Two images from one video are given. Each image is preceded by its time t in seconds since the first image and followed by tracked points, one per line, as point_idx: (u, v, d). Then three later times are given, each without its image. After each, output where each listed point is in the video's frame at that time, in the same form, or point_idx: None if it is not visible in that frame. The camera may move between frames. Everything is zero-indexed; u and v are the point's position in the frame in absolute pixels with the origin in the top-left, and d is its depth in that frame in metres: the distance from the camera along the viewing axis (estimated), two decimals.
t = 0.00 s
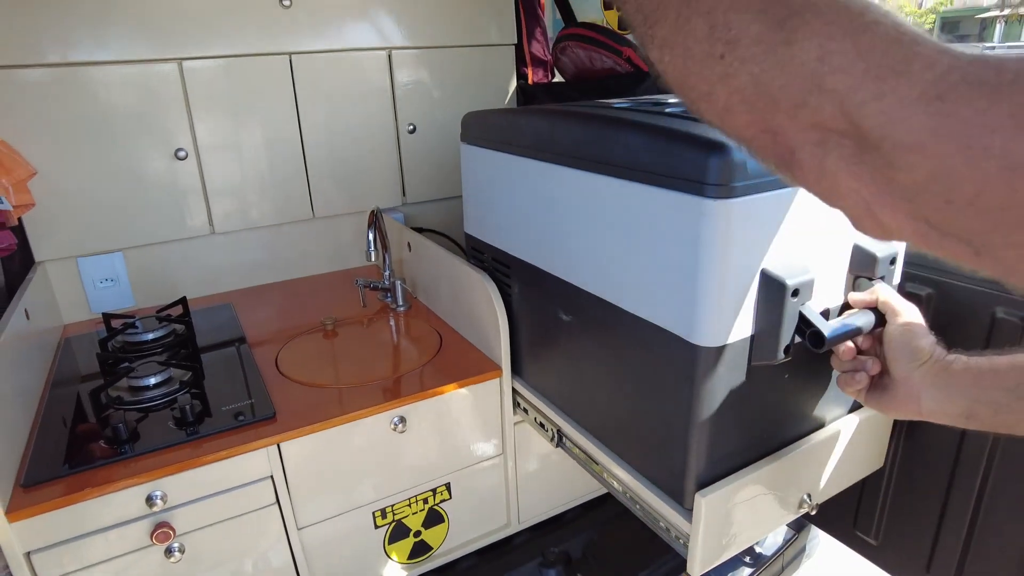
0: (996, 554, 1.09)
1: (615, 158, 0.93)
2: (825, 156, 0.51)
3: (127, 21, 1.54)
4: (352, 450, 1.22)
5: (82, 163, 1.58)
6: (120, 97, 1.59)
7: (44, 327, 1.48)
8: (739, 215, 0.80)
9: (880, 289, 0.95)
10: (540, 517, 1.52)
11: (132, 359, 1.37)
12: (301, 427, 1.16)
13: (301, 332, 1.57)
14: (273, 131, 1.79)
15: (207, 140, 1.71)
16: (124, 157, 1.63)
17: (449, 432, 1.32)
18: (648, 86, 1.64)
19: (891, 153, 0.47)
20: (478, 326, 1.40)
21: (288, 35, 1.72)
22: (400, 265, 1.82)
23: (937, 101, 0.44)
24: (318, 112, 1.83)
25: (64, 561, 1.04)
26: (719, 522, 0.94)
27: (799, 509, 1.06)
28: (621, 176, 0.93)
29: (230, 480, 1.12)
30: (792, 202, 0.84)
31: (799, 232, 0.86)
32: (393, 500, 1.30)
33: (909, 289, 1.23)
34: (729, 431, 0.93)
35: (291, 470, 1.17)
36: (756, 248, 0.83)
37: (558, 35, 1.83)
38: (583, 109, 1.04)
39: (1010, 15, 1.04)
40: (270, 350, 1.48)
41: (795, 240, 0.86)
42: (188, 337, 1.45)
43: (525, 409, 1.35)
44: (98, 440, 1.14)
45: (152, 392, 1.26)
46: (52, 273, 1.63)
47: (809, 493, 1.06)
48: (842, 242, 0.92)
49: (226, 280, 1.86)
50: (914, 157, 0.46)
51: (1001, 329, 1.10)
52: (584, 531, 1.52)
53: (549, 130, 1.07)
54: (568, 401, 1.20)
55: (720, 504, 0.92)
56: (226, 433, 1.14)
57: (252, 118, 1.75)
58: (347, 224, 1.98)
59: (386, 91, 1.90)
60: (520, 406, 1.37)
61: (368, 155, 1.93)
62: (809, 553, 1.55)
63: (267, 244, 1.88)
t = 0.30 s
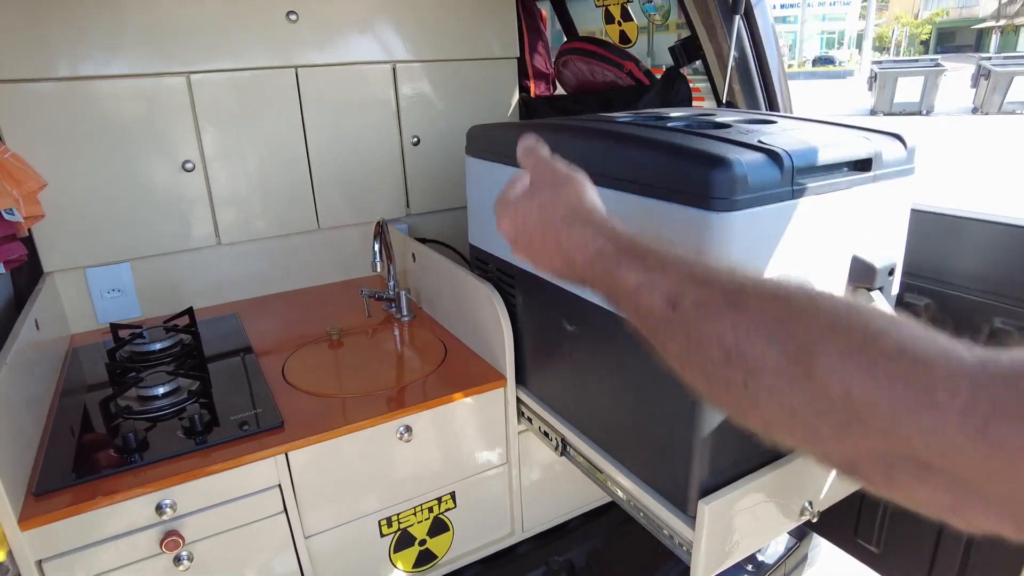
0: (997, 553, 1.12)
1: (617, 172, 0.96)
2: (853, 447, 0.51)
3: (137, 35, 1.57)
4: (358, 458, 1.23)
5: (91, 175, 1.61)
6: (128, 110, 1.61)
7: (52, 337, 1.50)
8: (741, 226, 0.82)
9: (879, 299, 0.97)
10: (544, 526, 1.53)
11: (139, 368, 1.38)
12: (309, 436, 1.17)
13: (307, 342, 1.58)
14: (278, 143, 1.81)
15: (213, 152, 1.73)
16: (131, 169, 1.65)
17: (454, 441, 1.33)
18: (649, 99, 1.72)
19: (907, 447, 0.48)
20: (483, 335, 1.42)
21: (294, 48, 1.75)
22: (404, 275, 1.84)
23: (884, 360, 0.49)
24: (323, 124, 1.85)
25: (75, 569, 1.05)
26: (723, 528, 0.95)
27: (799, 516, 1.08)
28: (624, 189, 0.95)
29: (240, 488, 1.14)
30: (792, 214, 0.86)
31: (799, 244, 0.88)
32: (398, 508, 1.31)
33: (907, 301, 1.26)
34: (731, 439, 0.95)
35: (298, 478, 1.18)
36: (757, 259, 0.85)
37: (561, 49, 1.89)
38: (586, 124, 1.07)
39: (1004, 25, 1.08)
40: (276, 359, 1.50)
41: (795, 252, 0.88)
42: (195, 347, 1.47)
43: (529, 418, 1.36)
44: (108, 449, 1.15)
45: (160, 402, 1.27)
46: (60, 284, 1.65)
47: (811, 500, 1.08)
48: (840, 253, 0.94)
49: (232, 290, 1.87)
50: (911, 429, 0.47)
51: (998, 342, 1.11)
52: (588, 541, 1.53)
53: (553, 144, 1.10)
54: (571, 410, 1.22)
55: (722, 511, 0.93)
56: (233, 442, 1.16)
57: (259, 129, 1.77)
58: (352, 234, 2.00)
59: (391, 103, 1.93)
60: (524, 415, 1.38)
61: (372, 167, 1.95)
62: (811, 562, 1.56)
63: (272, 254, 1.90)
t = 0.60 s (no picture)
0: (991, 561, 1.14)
1: (615, 182, 0.97)
2: None
3: (141, 47, 1.59)
4: (358, 467, 1.24)
5: (94, 185, 1.62)
6: (131, 121, 1.63)
7: (54, 346, 1.50)
8: (736, 236, 0.83)
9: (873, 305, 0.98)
10: (543, 535, 1.53)
11: (141, 377, 1.39)
12: (308, 444, 1.17)
13: (307, 351, 1.59)
14: (280, 155, 1.83)
15: (215, 163, 1.75)
16: (134, 179, 1.66)
17: (453, 450, 1.34)
18: (646, 110, 1.75)
19: None
20: (483, 344, 1.43)
21: (296, 61, 1.77)
22: (405, 284, 1.85)
23: None
24: (324, 135, 1.87)
25: None
26: (722, 535, 0.96)
27: (797, 524, 1.08)
28: (622, 200, 0.96)
29: (240, 496, 1.14)
30: (788, 224, 0.87)
31: (794, 252, 0.89)
32: (397, 517, 1.31)
33: (903, 309, 1.26)
34: (729, 447, 0.96)
35: (298, 487, 1.19)
36: (753, 268, 0.86)
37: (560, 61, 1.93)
38: (584, 135, 1.08)
39: (1000, 37, 1.07)
40: (277, 368, 1.51)
41: (790, 260, 0.89)
42: (196, 356, 1.48)
43: (528, 427, 1.37)
44: (109, 457, 1.16)
45: (161, 410, 1.28)
46: (62, 293, 1.66)
47: (808, 508, 1.09)
48: (835, 262, 0.95)
49: (233, 300, 1.88)
50: None
51: (993, 350, 1.13)
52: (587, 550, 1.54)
53: (552, 154, 1.11)
54: (571, 419, 1.23)
55: (719, 518, 0.94)
56: (233, 450, 1.16)
57: (260, 140, 1.79)
58: (353, 244, 2.02)
59: (391, 114, 1.95)
60: (523, 423, 1.39)
61: (373, 177, 1.97)
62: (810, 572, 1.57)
63: (273, 264, 1.91)
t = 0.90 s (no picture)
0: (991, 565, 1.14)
1: (612, 189, 0.97)
2: None
3: (141, 57, 1.60)
4: (355, 474, 1.23)
5: (92, 193, 1.62)
6: (131, 129, 1.63)
7: (52, 353, 1.50)
8: (732, 242, 0.83)
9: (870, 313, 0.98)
10: (541, 543, 1.52)
11: (138, 385, 1.39)
12: (305, 452, 1.17)
13: (305, 358, 1.59)
14: (278, 163, 1.83)
15: (214, 171, 1.75)
16: (132, 187, 1.67)
17: (451, 457, 1.34)
18: (643, 117, 1.75)
19: None
20: (480, 351, 1.43)
21: (295, 69, 1.78)
22: (403, 292, 1.85)
23: None
24: (323, 144, 1.88)
25: None
26: (719, 542, 0.96)
27: (795, 531, 1.08)
28: (618, 206, 0.97)
29: (236, 503, 1.14)
30: (782, 229, 0.87)
31: (789, 258, 0.89)
32: (394, 525, 1.31)
33: (900, 315, 1.27)
34: (726, 454, 0.96)
35: (294, 494, 1.18)
36: (748, 274, 0.86)
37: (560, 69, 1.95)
38: (580, 142, 1.08)
39: (997, 46, 1.09)
40: (274, 375, 1.50)
41: (785, 266, 0.90)
42: (193, 363, 1.48)
43: (525, 434, 1.36)
44: (105, 465, 1.15)
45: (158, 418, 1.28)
46: (61, 301, 1.66)
47: (807, 515, 1.08)
48: (830, 268, 0.95)
49: (231, 307, 1.88)
50: None
51: (989, 356, 1.13)
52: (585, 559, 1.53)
53: (548, 162, 1.11)
54: (568, 426, 1.22)
55: (716, 525, 0.94)
56: (230, 458, 1.16)
57: (259, 148, 1.80)
58: (351, 252, 2.02)
59: (390, 122, 1.95)
60: (520, 431, 1.38)
61: (372, 185, 1.97)
62: None
63: (272, 272, 1.91)
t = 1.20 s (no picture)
0: (994, 564, 1.13)
1: (613, 193, 0.97)
2: None
3: (142, 63, 1.61)
4: (356, 479, 1.23)
5: (94, 197, 1.63)
6: (132, 134, 1.64)
7: (52, 358, 1.50)
8: (733, 244, 0.83)
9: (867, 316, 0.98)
10: (542, 549, 1.52)
11: (139, 389, 1.39)
12: (306, 456, 1.17)
13: (305, 363, 1.59)
14: (279, 168, 1.84)
15: (215, 176, 1.76)
16: (133, 192, 1.67)
17: (451, 462, 1.33)
18: (643, 123, 1.76)
19: None
20: (481, 355, 1.43)
21: (296, 75, 1.79)
22: (404, 297, 1.85)
23: None
24: (324, 149, 1.88)
25: None
26: (722, 544, 0.96)
27: (797, 535, 1.08)
28: (618, 210, 0.97)
29: (236, 507, 1.14)
30: (783, 232, 0.88)
31: (789, 262, 0.90)
32: (395, 529, 1.30)
33: (900, 318, 1.27)
34: (728, 458, 0.95)
35: (296, 499, 1.18)
36: (750, 276, 0.86)
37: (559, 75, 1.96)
38: (580, 146, 1.09)
39: (995, 52, 1.08)
40: (275, 380, 1.50)
41: (786, 268, 0.90)
42: (194, 367, 1.48)
43: (526, 438, 1.36)
44: (106, 469, 1.15)
45: (158, 422, 1.28)
46: (62, 305, 1.66)
47: (808, 519, 1.08)
48: (830, 270, 0.95)
49: (232, 312, 1.88)
50: None
51: (990, 359, 1.13)
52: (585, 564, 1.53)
53: (549, 166, 1.12)
54: (569, 430, 1.22)
55: (716, 528, 0.94)
56: (230, 462, 1.16)
57: (260, 154, 1.80)
58: (352, 257, 2.02)
59: (391, 128, 1.96)
60: (521, 435, 1.38)
61: (374, 192, 1.98)
62: None
63: (272, 276, 1.91)
